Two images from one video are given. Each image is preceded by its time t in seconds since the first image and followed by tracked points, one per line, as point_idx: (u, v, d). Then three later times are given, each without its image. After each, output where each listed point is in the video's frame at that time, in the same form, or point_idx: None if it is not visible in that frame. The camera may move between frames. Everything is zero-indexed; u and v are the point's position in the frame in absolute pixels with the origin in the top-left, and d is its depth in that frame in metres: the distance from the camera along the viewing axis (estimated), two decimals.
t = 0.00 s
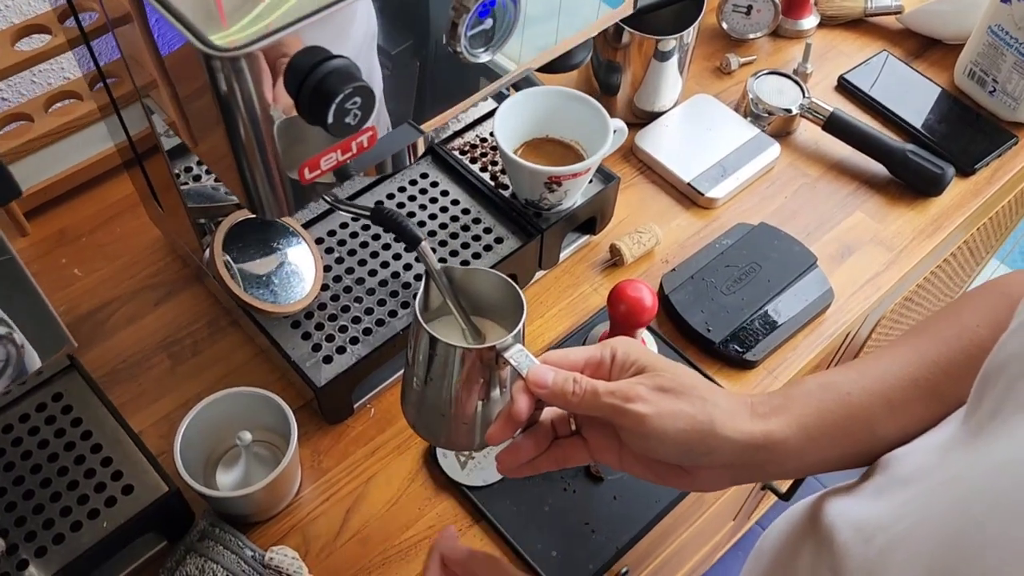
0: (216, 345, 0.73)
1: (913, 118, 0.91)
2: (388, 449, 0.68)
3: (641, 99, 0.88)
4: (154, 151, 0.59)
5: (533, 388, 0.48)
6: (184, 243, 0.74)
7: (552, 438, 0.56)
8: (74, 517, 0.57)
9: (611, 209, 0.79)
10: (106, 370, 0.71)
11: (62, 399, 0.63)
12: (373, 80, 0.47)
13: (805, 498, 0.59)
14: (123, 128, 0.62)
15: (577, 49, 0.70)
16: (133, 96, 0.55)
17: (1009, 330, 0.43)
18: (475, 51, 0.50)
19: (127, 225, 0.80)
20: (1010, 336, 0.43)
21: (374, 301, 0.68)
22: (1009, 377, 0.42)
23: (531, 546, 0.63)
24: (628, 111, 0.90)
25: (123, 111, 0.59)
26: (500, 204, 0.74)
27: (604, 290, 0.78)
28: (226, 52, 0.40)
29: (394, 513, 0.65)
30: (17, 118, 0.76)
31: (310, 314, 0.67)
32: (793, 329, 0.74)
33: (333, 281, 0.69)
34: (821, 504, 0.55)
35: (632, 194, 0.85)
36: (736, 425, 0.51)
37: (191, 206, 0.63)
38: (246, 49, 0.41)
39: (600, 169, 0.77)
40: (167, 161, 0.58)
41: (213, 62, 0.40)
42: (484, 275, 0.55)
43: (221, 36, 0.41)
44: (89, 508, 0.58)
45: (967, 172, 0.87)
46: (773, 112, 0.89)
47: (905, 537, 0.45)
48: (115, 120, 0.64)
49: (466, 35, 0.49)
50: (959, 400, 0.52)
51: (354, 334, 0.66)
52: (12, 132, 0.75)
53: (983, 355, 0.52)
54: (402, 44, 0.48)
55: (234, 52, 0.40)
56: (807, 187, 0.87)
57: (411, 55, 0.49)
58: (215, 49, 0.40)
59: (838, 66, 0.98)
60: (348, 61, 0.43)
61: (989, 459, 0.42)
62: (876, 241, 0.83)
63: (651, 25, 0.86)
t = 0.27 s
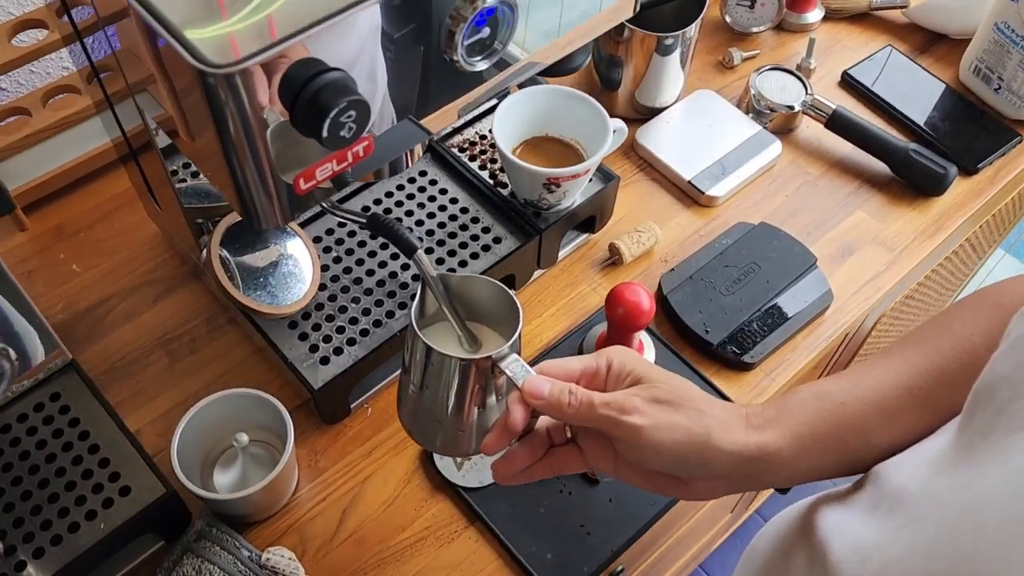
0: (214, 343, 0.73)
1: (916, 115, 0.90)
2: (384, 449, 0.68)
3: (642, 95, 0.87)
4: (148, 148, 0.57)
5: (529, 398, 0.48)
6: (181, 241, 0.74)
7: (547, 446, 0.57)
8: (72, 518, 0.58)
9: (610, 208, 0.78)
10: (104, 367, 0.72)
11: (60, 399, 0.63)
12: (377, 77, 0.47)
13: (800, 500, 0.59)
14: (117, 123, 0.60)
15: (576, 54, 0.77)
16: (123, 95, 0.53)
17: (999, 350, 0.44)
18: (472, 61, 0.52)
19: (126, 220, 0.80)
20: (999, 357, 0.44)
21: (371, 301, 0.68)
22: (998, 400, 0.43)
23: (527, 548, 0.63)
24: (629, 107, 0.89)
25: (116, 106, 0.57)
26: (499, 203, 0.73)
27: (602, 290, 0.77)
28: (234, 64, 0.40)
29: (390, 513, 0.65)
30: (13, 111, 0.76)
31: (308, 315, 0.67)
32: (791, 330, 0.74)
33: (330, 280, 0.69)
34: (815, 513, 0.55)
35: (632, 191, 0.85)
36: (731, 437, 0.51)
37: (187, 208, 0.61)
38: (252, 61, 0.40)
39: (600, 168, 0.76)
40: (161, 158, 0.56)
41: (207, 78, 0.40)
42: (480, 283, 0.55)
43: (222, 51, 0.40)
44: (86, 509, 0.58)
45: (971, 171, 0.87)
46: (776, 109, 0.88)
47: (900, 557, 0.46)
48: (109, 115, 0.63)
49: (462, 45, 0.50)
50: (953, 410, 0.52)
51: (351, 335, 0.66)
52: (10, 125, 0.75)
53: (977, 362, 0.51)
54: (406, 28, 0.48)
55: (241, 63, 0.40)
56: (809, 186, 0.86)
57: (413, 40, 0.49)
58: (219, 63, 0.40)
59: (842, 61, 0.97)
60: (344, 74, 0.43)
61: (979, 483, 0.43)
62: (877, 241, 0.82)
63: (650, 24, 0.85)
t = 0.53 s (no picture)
0: (214, 338, 0.73)
1: (924, 110, 0.89)
2: (383, 447, 0.68)
3: (647, 88, 0.86)
4: (143, 143, 0.55)
5: (525, 405, 0.49)
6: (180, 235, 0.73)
7: (544, 452, 0.57)
8: (69, 517, 0.58)
9: (612, 204, 0.77)
10: (102, 362, 0.71)
11: (57, 396, 0.63)
12: (381, 70, 0.47)
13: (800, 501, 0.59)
14: (112, 116, 0.58)
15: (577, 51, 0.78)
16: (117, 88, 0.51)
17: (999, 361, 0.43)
18: (471, 60, 0.53)
19: (125, 213, 0.79)
20: (999, 369, 0.43)
21: (370, 299, 0.67)
22: (999, 411, 0.43)
23: (526, 548, 0.63)
24: (633, 100, 0.87)
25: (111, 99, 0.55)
26: (500, 200, 0.72)
27: (604, 287, 0.77)
28: (240, 64, 0.40)
29: (388, 512, 0.65)
30: (12, 103, 0.75)
31: (306, 312, 0.66)
32: (794, 330, 0.74)
33: (329, 278, 0.68)
34: (813, 518, 0.55)
35: (636, 187, 0.84)
36: (731, 445, 0.51)
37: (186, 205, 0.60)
38: (253, 61, 0.40)
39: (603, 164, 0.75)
40: (156, 152, 0.54)
41: (200, 84, 0.40)
42: (479, 286, 0.55)
43: (223, 55, 0.40)
44: (83, 508, 0.58)
45: (979, 168, 0.86)
46: (782, 104, 0.87)
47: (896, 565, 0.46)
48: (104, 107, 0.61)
49: (461, 45, 0.51)
50: (954, 416, 0.51)
51: (350, 333, 0.66)
52: (8, 117, 0.74)
53: (977, 365, 0.51)
54: (410, 13, 0.48)
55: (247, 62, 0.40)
56: (814, 182, 0.85)
57: (418, 25, 0.49)
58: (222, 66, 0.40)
59: (850, 54, 0.96)
60: (341, 78, 0.43)
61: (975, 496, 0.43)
62: (882, 239, 0.81)
63: (654, 18, 0.84)
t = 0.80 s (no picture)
0: (212, 333, 0.73)
1: (934, 104, 0.88)
2: (382, 445, 0.68)
3: (652, 81, 0.84)
4: (138, 135, 0.53)
5: (524, 409, 0.49)
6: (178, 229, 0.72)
7: (543, 455, 0.57)
8: (65, 515, 0.57)
9: (616, 200, 0.76)
10: (100, 356, 0.71)
11: (54, 392, 0.62)
12: (385, 60, 0.47)
13: (804, 502, 0.58)
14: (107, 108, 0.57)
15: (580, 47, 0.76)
16: (108, 80, 0.49)
17: (1006, 371, 0.42)
18: (473, 58, 0.52)
19: (123, 205, 0.78)
20: (1008, 378, 0.42)
21: (370, 295, 0.67)
22: (1006, 423, 0.42)
23: (525, 548, 0.63)
24: (638, 92, 0.86)
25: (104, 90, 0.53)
26: (502, 195, 0.71)
27: (606, 283, 0.76)
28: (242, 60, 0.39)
29: (387, 510, 0.65)
30: (8, 93, 0.74)
31: (305, 309, 0.66)
32: (798, 329, 0.73)
33: (329, 273, 0.68)
34: (815, 523, 0.54)
35: (639, 181, 0.83)
36: (731, 452, 0.51)
37: (182, 199, 0.60)
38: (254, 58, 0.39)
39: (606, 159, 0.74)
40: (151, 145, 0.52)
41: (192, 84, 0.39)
42: (479, 288, 0.54)
43: (222, 51, 0.39)
44: (79, 506, 0.58)
45: (989, 164, 0.84)
46: (789, 97, 0.85)
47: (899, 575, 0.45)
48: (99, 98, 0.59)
49: (461, 43, 0.50)
50: (958, 422, 0.50)
51: (349, 330, 0.65)
52: (4, 107, 0.74)
53: (983, 370, 0.50)
54: None
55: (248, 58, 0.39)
56: (821, 177, 0.84)
57: (423, 10, 0.47)
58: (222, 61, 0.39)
59: (859, 45, 0.95)
60: (337, 77, 0.42)
61: (982, 508, 0.42)
62: (889, 236, 0.80)
63: (660, 10, 0.82)
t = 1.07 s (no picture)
0: (211, 326, 0.72)
1: (943, 98, 0.86)
2: (382, 441, 0.67)
3: (657, 72, 0.83)
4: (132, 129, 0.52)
5: (525, 413, 0.48)
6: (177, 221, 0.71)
7: (545, 458, 0.57)
8: (63, 512, 0.57)
9: (619, 194, 0.76)
10: (99, 350, 0.70)
11: (52, 388, 0.62)
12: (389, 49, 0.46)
13: (806, 505, 0.58)
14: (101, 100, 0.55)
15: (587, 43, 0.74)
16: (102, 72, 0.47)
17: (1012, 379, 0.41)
18: (473, 56, 0.51)
19: (121, 196, 0.78)
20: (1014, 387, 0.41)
21: (370, 291, 0.66)
22: (1013, 432, 0.41)
23: (524, 547, 0.63)
24: (643, 84, 0.85)
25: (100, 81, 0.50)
26: (504, 189, 0.70)
27: (608, 279, 0.75)
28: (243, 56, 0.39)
29: (386, 507, 0.65)
30: (5, 83, 0.73)
31: (304, 304, 0.65)
32: (802, 327, 0.72)
33: (328, 268, 0.67)
34: (817, 526, 0.54)
35: (643, 174, 0.82)
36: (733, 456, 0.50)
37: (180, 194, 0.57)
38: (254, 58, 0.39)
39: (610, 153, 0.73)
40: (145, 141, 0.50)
41: (188, 86, 0.38)
42: (479, 288, 0.54)
43: (221, 52, 0.39)
44: (77, 502, 0.57)
45: (998, 159, 0.83)
46: (796, 90, 0.84)
47: None
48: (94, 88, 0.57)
49: (462, 41, 0.49)
50: (965, 426, 0.50)
51: (349, 327, 0.64)
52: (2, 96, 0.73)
53: (989, 375, 0.49)
54: None
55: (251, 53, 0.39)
56: (828, 171, 0.83)
57: None
58: (223, 62, 0.38)
59: (868, 36, 0.93)
60: (336, 78, 0.41)
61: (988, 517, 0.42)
62: (895, 232, 0.79)
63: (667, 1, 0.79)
